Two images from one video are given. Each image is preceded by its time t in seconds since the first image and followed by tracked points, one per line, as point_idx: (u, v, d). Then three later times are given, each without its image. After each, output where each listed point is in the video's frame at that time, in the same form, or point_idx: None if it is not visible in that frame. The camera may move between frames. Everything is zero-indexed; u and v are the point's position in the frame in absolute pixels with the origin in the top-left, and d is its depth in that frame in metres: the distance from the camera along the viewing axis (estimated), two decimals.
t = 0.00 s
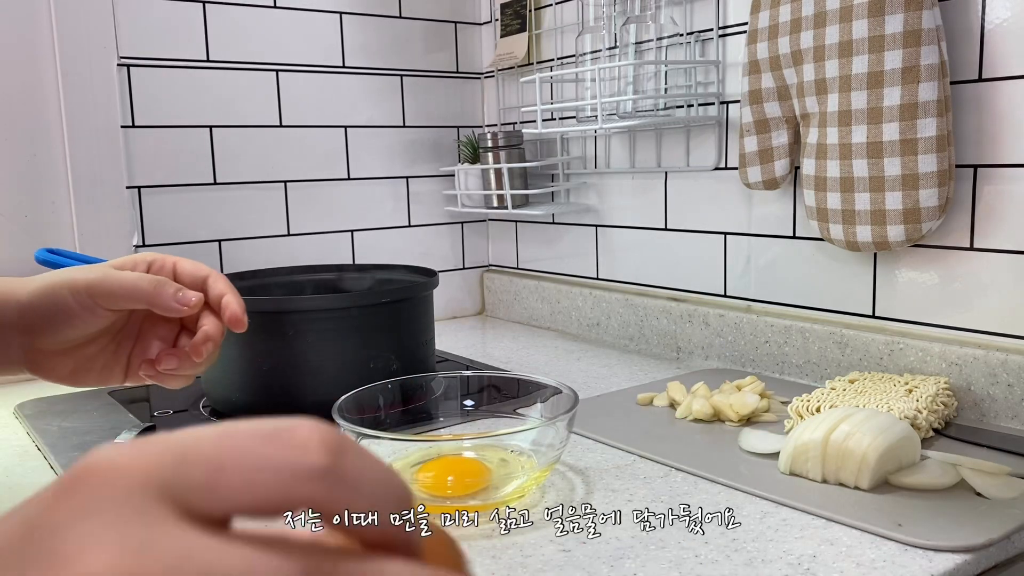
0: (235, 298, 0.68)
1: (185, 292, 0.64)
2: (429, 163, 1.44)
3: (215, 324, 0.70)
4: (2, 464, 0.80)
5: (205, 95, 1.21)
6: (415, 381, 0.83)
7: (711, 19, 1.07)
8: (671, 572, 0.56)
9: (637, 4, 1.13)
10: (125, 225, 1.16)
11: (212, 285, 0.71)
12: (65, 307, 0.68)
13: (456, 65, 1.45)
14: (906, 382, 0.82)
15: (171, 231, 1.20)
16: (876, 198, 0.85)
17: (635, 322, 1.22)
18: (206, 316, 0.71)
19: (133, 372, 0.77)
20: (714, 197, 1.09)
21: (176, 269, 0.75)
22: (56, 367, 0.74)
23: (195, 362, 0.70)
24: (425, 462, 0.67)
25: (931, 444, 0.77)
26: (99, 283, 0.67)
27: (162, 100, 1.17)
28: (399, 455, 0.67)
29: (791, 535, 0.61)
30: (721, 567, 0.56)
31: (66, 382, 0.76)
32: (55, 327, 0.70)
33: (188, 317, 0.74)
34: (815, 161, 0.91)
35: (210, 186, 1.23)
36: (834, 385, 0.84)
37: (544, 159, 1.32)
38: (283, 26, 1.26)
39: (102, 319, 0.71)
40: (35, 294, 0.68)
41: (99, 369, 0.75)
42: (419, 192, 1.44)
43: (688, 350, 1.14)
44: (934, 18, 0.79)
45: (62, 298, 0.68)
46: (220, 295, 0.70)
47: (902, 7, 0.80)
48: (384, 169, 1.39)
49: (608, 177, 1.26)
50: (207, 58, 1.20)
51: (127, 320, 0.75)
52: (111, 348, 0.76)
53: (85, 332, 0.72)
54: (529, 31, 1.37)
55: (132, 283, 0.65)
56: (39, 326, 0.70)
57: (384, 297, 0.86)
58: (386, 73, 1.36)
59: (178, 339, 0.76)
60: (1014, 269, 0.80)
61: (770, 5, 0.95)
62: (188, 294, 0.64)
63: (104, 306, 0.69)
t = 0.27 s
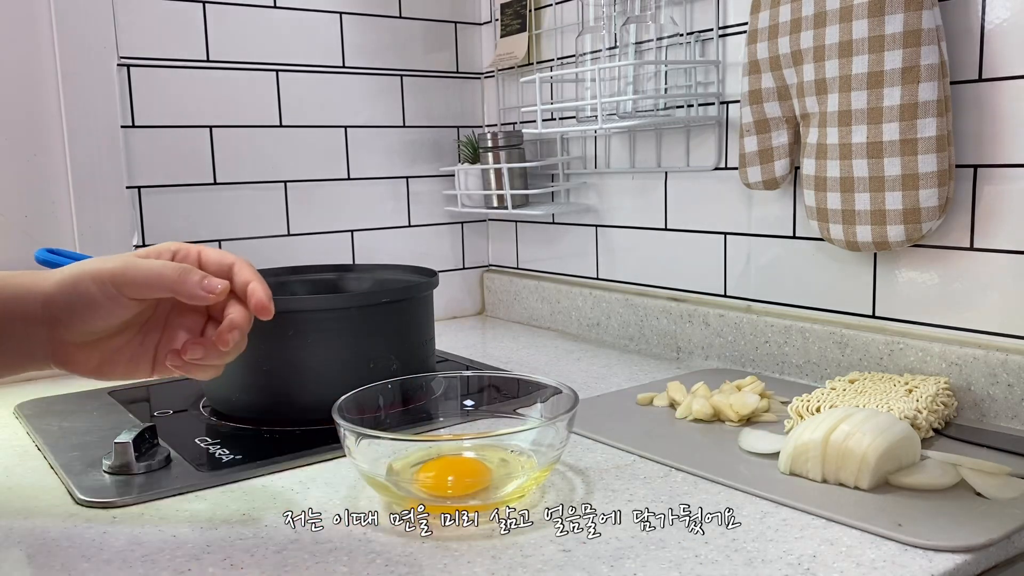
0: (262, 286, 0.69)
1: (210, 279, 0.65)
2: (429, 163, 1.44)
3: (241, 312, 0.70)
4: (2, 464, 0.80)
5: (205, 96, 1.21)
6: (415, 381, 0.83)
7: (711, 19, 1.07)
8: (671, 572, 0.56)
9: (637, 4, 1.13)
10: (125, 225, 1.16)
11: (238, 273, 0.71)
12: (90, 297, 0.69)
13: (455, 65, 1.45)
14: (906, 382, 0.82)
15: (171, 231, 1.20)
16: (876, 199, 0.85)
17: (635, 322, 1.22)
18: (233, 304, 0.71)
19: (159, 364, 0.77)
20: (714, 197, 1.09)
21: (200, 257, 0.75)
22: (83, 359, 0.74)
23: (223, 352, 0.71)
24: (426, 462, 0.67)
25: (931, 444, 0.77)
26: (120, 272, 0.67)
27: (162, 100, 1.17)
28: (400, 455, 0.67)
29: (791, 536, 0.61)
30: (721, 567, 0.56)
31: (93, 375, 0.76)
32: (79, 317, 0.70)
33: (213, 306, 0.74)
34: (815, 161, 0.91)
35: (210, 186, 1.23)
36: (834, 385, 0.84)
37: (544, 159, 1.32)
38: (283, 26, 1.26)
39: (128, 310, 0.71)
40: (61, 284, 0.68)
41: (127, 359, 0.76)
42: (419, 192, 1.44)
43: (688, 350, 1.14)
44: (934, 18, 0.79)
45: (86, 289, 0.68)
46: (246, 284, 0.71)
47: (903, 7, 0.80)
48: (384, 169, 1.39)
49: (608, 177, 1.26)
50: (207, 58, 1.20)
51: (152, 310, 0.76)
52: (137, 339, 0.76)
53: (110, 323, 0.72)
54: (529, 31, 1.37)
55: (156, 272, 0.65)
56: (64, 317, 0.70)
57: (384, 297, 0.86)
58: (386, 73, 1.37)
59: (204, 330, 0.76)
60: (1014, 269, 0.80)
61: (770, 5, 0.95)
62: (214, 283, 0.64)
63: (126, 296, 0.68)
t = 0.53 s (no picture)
0: (263, 282, 0.69)
1: (210, 275, 0.65)
2: (429, 164, 1.44)
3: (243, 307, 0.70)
4: (2, 464, 0.80)
5: (205, 96, 1.21)
6: (415, 381, 0.83)
7: (711, 19, 1.07)
8: (671, 572, 0.56)
9: (637, 4, 1.13)
10: (125, 225, 1.16)
11: (239, 269, 0.72)
12: (90, 293, 0.68)
13: (456, 65, 1.45)
14: (906, 382, 0.82)
15: (171, 231, 1.20)
16: (876, 199, 0.85)
17: (635, 322, 1.22)
18: (235, 300, 0.71)
19: (161, 359, 0.77)
20: (714, 197, 1.09)
21: (201, 253, 0.75)
22: (85, 355, 0.75)
23: (226, 349, 0.71)
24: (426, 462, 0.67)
25: (931, 444, 0.77)
26: (120, 268, 0.67)
27: (162, 100, 1.17)
28: (400, 455, 0.67)
29: (791, 536, 0.61)
30: (721, 567, 0.56)
31: (95, 371, 0.76)
32: (80, 314, 0.70)
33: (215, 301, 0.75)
34: (815, 161, 0.91)
35: (210, 186, 1.23)
36: (834, 385, 0.84)
37: (544, 159, 1.32)
38: (283, 26, 1.26)
39: (128, 307, 0.71)
40: (60, 282, 0.68)
41: (129, 355, 0.76)
42: (419, 192, 1.44)
43: (688, 350, 1.14)
44: (934, 18, 0.79)
45: (85, 286, 0.68)
46: (247, 279, 0.71)
47: (903, 7, 0.80)
48: (384, 169, 1.39)
49: (608, 177, 1.26)
50: (207, 58, 1.20)
51: (153, 306, 0.75)
52: (139, 335, 0.76)
53: (111, 319, 0.72)
54: (529, 31, 1.37)
55: (157, 267, 0.65)
56: (66, 313, 0.70)
57: (384, 297, 0.86)
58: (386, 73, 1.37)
59: (206, 326, 0.77)
60: (1014, 269, 0.80)
61: (770, 5, 0.95)
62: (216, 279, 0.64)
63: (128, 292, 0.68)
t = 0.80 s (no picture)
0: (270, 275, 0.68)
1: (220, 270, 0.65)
2: (429, 164, 1.44)
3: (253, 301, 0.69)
4: (2, 464, 0.80)
5: (205, 96, 1.21)
6: (415, 381, 0.83)
7: (711, 19, 1.07)
8: (671, 572, 0.56)
9: (637, 4, 1.12)
10: (125, 225, 1.16)
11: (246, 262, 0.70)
12: (99, 287, 0.69)
13: (455, 65, 1.45)
14: (906, 382, 0.82)
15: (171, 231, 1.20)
16: (876, 199, 0.85)
17: (635, 322, 1.22)
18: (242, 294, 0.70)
19: (170, 353, 0.76)
20: (714, 197, 1.09)
21: (207, 246, 0.74)
22: (95, 349, 0.74)
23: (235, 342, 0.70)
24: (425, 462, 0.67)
25: (931, 444, 0.77)
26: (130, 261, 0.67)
27: (162, 100, 1.17)
28: (399, 455, 0.67)
29: (791, 536, 0.61)
30: (721, 567, 0.56)
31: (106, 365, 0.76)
32: (90, 307, 0.70)
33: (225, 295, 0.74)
34: (815, 161, 0.91)
35: (210, 186, 1.23)
36: (834, 386, 0.84)
37: (544, 159, 1.32)
38: (284, 26, 1.26)
39: (138, 300, 0.71)
40: (71, 277, 0.69)
41: (138, 349, 0.75)
42: (419, 192, 1.44)
43: (689, 350, 1.14)
44: (934, 18, 0.79)
45: (96, 279, 0.68)
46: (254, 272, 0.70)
47: (903, 7, 0.80)
48: (384, 169, 1.39)
49: (608, 177, 1.26)
50: (207, 58, 1.20)
51: (162, 300, 0.75)
52: (148, 328, 0.75)
53: (121, 313, 0.72)
54: (529, 31, 1.37)
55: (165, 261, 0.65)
56: (76, 306, 0.70)
57: (384, 297, 0.86)
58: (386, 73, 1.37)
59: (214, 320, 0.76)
60: (1014, 269, 0.80)
61: (770, 5, 0.95)
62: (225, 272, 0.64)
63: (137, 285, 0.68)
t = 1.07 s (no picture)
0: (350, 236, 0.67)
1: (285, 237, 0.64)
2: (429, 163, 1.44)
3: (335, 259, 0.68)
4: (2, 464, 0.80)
5: (205, 96, 1.21)
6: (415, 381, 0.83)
7: (711, 19, 1.07)
8: (671, 572, 0.56)
9: (637, 4, 1.12)
10: (125, 225, 1.16)
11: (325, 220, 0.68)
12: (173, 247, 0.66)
13: (455, 65, 1.45)
14: (906, 382, 0.82)
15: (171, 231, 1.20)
16: (876, 199, 0.85)
17: (635, 322, 1.22)
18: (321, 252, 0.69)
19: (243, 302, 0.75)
20: (714, 197, 1.09)
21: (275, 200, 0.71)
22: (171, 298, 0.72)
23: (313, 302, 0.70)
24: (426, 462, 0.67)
25: (931, 444, 0.77)
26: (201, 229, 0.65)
27: (162, 100, 1.17)
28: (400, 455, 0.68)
29: (791, 536, 0.61)
30: (721, 567, 0.56)
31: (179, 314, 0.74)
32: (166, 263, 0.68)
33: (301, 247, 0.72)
34: (816, 161, 0.91)
35: (210, 186, 1.23)
36: (834, 385, 0.84)
37: (544, 159, 1.32)
38: (284, 25, 1.26)
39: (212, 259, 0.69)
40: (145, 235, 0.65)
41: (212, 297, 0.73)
42: (419, 192, 1.44)
43: (688, 350, 1.14)
44: (934, 18, 0.79)
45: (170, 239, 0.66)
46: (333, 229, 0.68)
47: (902, 7, 0.80)
48: (384, 169, 1.39)
49: (608, 177, 1.26)
50: (207, 58, 1.20)
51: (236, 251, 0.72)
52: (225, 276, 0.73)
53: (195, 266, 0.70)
54: (529, 31, 1.37)
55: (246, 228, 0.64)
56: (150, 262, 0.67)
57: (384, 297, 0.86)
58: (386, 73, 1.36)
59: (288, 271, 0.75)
60: (1014, 269, 0.80)
61: (770, 5, 0.95)
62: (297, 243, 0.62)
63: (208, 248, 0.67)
